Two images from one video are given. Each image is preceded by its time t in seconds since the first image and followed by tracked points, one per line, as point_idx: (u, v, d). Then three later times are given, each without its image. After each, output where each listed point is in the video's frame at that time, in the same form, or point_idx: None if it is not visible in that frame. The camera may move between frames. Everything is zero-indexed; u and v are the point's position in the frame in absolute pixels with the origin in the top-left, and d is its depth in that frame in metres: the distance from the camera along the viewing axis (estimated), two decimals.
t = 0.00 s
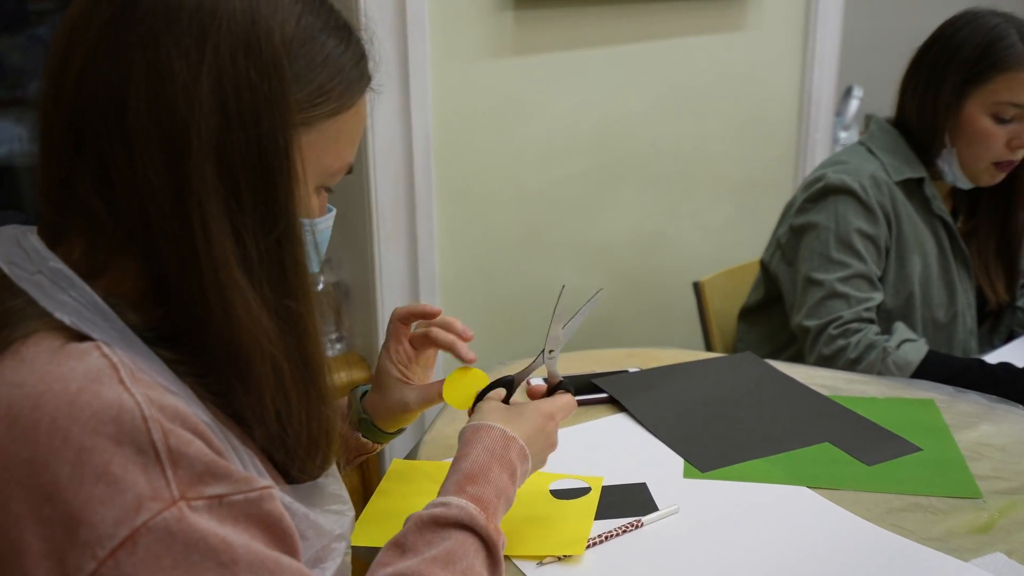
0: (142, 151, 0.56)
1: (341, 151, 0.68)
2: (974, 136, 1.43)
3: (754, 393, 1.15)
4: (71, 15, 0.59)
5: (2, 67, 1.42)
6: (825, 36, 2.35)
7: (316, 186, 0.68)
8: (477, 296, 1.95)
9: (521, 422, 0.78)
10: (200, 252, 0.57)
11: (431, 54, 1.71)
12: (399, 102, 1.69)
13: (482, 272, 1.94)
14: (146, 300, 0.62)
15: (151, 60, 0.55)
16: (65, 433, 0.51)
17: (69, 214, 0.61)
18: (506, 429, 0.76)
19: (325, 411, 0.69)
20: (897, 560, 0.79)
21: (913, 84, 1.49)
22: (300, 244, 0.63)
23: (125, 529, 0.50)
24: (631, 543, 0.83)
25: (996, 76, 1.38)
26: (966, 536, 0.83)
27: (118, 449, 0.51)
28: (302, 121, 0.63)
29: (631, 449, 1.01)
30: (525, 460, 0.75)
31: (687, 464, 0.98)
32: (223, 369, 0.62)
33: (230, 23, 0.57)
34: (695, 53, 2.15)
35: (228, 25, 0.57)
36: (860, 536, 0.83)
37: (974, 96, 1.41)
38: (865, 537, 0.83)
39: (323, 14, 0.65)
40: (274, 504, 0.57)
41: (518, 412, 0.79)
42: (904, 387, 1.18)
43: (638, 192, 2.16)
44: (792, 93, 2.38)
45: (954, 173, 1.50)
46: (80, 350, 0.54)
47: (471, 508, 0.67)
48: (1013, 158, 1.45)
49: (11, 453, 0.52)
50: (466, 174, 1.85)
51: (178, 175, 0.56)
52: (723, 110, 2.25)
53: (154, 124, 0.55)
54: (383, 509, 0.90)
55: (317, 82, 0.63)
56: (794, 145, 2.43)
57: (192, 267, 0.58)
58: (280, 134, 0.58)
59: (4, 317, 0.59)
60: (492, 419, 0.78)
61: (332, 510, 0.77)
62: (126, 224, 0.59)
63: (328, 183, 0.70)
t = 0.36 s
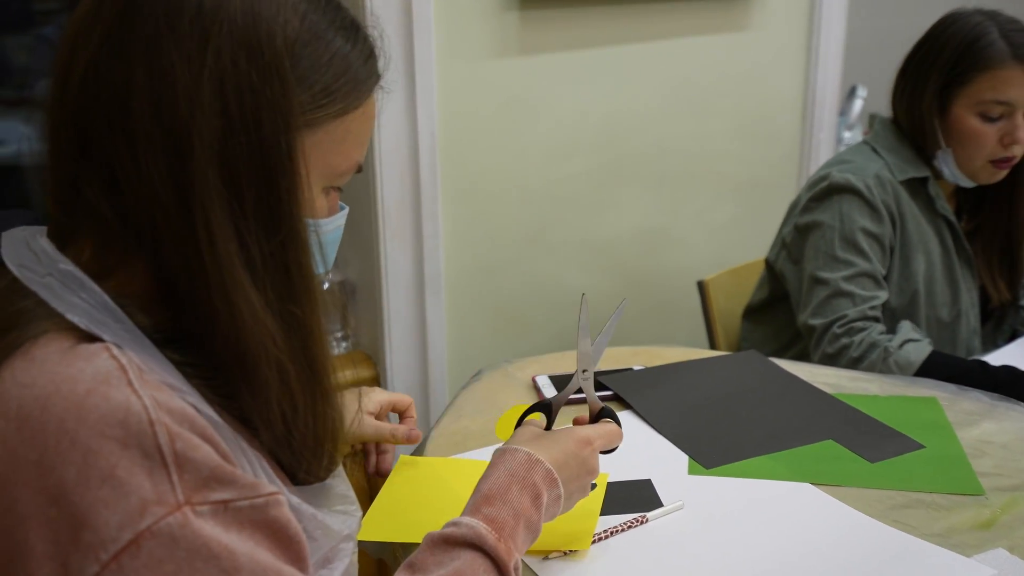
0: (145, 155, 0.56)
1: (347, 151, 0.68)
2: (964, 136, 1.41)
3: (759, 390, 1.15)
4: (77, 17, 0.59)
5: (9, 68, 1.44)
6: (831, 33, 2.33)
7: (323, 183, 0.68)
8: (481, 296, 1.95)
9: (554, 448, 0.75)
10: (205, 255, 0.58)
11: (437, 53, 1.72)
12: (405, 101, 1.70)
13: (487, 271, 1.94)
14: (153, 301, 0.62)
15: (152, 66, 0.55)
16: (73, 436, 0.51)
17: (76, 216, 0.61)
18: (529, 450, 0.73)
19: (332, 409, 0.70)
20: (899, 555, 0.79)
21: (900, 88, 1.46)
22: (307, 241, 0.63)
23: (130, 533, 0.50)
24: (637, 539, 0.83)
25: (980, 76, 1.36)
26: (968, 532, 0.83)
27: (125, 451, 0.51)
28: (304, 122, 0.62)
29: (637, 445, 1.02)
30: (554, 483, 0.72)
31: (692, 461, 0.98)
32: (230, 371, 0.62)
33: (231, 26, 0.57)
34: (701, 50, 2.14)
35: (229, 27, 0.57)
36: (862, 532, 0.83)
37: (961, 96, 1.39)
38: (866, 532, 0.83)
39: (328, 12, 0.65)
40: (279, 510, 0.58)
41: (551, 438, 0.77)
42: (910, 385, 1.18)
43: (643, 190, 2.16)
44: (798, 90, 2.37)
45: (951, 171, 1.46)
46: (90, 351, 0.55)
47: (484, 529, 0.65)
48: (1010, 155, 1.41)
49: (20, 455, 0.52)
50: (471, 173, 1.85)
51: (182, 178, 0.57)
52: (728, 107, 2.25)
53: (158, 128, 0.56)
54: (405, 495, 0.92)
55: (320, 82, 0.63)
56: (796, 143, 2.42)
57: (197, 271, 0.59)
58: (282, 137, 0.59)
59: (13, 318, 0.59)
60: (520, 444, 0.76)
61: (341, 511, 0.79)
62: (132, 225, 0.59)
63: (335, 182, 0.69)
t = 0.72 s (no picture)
0: (140, 153, 0.57)
1: (344, 147, 0.68)
2: (971, 133, 1.39)
3: (764, 384, 1.09)
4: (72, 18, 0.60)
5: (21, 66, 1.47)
6: (843, 30, 2.32)
7: (320, 179, 0.68)
8: (490, 292, 1.96)
9: (551, 447, 0.75)
10: (199, 252, 0.59)
11: (445, 50, 1.72)
12: (412, 98, 1.70)
13: (494, 268, 1.95)
14: (151, 297, 0.63)
15: (146, 67, 0.56)
16: (70, 429, 0.52)
17: (75, 211, 0.62)
18: (527, 449, 0.73)
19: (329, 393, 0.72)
20: (894, 550, 0.73)
21: (908, 86, 1.45)
22: (302, 238, 0.64)
23: (126, 526, 0.51)
24: (639, 531, 0.78)
25: (984, 73, 1.34)
26: (969, 526, 0.76)
27: (121, 445, 0.52)
28: (298, 120, 0.63)
29: (638, 439, 0.96)
30: (551, 482, 0.72)
31: (695, 454, 0.92)
32: (224, 365, 0.63)
33: (223, 24, 0.57)
34: (710, 47, 2.14)
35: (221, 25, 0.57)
36: (864, 528, 0.76)
37: (966, 94, 1.38)
38: (866, 526, 0.77)
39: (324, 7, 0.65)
40: (275, 504, 0.59)
41: (549, 436, 0.77)
42: (913, 381, 1.09)
43: (652, 186, 2.16)
44: (808, 87, 2.36)
45: (957, 168, 1.44)
46: (88, 345, 0.56)
47: (478, 526, 0.66)
48: (1017, 152, 1.39)
49: (19, 447, 0.53)
50: (479, 170, 1.85)
51: (176, 176, 0.58)
52: (738, 104, 2.24)
53: (152, 127, 0.57)
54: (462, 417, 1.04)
55: (316, 79, 0.63)
56: (808, 141, 2.41)
57: (192, 267, 0.59)
58: (275, 134, 0.59)
59: (14, 311, 0.60)
60: (519, 442, 0.76)
61: (342, 502, 0.79)
62: (129, 222, 0.60)
63: (333, 178, 0.70)
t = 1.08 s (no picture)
0: (156, 157, 0.59)
1: (359, 149, 0.69)
2: (982, 134, 1.38)
3: (773, 380, 1.10)
4: (88, 24, 0.62)
5: (43, 65, 1.51)
6: (858, 28, 2.31)
7: (335, 181, 0.70)
8: (502, 290, 1.97)
9: (554, 442, 0.77)
10: (211, 255, 0.60)
11: (459, 48, 1.73)
12: (427, 96, 1.71)
13: (507, 266, 1.96)
14: (166, 296, 0.64)
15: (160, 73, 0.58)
16: (87, 423, 0.54)
17: (94, 212, 0.64)
18: (531, 445, 0.75)
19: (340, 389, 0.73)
20: (896, 544, 0.74)
21: (921, 86, 1.45)
22: (314, 241, 0.65)
23: (140, 519, 0.53)
24: (645, 524, 0.79)
25: (997, 74, 1.34)
26: (973, 523, 0.77)
27: (136, 440, 0.54)
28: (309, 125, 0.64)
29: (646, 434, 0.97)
30: (554, 477, 0.74)
31: (701, 450, 0.93)
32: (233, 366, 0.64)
33: (235, 33, 0.58)
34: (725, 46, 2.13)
35: (234, 33, 0.58)
36: (870, 524, 0.77)
37: (979, 95, 1.37)
38: (872, 522, 0.77)
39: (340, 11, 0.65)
40: (288, 500, 0.60)
41: (554, 431, 0.78)
42: (921, 379, 1.09)
43: (666, 184, 2.16)
44: (824, 85, 2.35)
45: (969, 169, 1.44)
46: (105, 341, 0.57)
47: (482, 521, 0.67)
48: None
49: (37, 440, 0.55)
50: (492, 169, 1.86)
51: (189, 180, 0.59)
52: (753, 102, 2.24)
53: (168, 133, 0.58)
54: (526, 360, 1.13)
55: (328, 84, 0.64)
56: (823, 140, 2.40)
57: (204, 270, 0.60)
58: (286, 139, 0.60)
59: (31, 308, 0.62)
60: (524, 437, 0.78)
61: (355, 497, 0.81)
62: (145, 223, 0.62)
63: (348, 178, 0.71)
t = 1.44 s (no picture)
0: (197, 152, 0.61)
1: (388, 147, 0.71)
2: (997, 133, 1.38)
3: (782, 375, 1.11)
4: (133, 22, 0.63)
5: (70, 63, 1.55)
6: (877, 27, 2.30)
7: (364, 178, 0.72)
8: (517, 287, 1.98)
9: (549, 432, 0.79)
10: (247, 248, 0.62)
11: (477, 47, 1.75)
12: (444, 94, 1.73)
13: (523, 264, 1.97)
14: (196, 287, 0.66)
15: (203, 70, 0.60)
16: (117, 409, 0.54)
17: (131, 204, 0.66)
18: (528, 435, 0.77)
19: (364, 380, 0.75)
20: (900, 537, 0.75)
21: (936, 85, 1.44)
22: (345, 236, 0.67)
23: (168, 503, 0.54)
24: (650, 515, 0.82)
25: (1012, 73, 1.33)
26: (978, 517, 0.78)
27: (164, 426, 0.55)
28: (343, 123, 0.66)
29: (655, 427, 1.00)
30: (551, 465, 0.75)
31: (709, 444, 0.95)
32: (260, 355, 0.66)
33: (275, 33, 0.60)
34: (742, 44, 2.14)
35: (274, 33, 0.60)
36: (875, 517, 0.78)
37: (994, 94, 1.36)
38: (877, 516, 0.78)
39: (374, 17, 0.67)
40: (309, 490, 0.61)
41: (551, 424, 0.80)
42: (930, 375, 1.10)
43: (682, 182, 2.16)
44: (841, 84, 2.34)
45: (984, 168, 1.43)
46: (136, 329, 0.58)
47: (485, 510, 0.68)
48: None
49: (68, 425, 0.55)
50: (508, 167, 1.88)
51: (229, 174, 0.61)
52: (769, 100, 2.24)
53: (210, 127, 0.60)
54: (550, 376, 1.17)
55: (362, 83, 0.66)
56: (839, 139, 2.40)
57: (239, 261, 0.62)
58: (323, 136, 0.62)
59: (64, 294, 0.63)
60: (520, 429, 0.79)
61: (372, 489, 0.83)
62: (181, 215, 0.63)
63: (376, 177, 0.73)
